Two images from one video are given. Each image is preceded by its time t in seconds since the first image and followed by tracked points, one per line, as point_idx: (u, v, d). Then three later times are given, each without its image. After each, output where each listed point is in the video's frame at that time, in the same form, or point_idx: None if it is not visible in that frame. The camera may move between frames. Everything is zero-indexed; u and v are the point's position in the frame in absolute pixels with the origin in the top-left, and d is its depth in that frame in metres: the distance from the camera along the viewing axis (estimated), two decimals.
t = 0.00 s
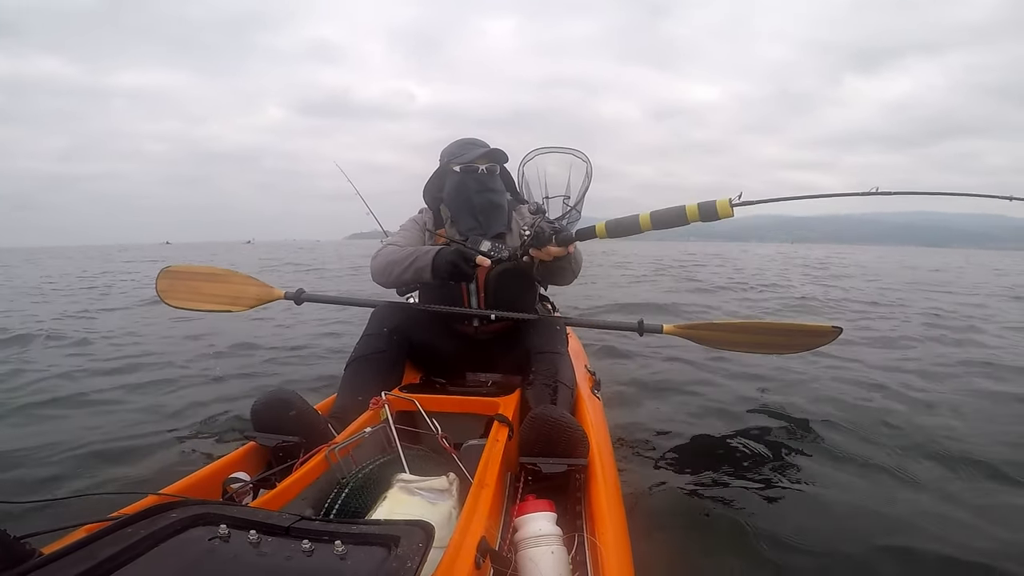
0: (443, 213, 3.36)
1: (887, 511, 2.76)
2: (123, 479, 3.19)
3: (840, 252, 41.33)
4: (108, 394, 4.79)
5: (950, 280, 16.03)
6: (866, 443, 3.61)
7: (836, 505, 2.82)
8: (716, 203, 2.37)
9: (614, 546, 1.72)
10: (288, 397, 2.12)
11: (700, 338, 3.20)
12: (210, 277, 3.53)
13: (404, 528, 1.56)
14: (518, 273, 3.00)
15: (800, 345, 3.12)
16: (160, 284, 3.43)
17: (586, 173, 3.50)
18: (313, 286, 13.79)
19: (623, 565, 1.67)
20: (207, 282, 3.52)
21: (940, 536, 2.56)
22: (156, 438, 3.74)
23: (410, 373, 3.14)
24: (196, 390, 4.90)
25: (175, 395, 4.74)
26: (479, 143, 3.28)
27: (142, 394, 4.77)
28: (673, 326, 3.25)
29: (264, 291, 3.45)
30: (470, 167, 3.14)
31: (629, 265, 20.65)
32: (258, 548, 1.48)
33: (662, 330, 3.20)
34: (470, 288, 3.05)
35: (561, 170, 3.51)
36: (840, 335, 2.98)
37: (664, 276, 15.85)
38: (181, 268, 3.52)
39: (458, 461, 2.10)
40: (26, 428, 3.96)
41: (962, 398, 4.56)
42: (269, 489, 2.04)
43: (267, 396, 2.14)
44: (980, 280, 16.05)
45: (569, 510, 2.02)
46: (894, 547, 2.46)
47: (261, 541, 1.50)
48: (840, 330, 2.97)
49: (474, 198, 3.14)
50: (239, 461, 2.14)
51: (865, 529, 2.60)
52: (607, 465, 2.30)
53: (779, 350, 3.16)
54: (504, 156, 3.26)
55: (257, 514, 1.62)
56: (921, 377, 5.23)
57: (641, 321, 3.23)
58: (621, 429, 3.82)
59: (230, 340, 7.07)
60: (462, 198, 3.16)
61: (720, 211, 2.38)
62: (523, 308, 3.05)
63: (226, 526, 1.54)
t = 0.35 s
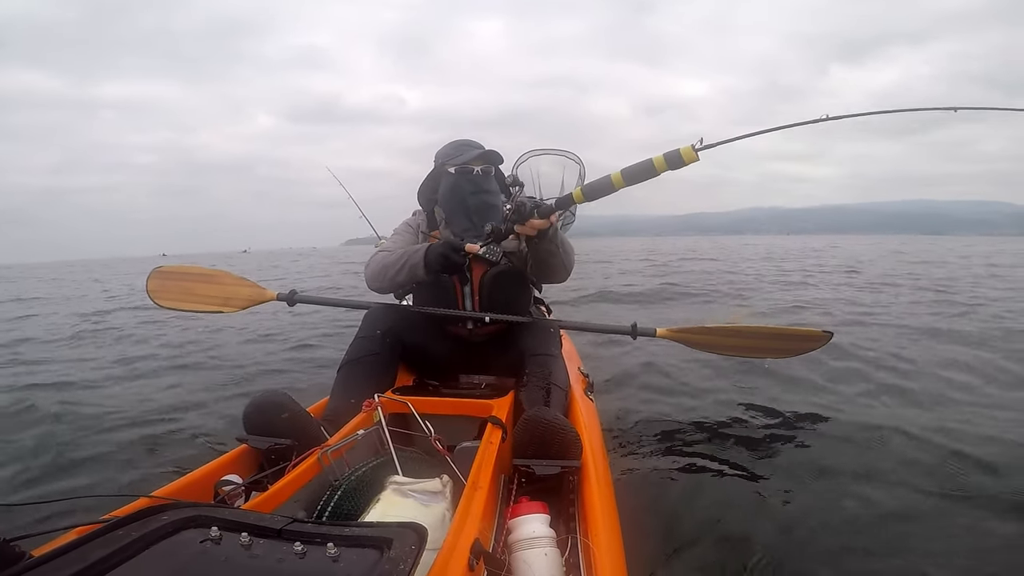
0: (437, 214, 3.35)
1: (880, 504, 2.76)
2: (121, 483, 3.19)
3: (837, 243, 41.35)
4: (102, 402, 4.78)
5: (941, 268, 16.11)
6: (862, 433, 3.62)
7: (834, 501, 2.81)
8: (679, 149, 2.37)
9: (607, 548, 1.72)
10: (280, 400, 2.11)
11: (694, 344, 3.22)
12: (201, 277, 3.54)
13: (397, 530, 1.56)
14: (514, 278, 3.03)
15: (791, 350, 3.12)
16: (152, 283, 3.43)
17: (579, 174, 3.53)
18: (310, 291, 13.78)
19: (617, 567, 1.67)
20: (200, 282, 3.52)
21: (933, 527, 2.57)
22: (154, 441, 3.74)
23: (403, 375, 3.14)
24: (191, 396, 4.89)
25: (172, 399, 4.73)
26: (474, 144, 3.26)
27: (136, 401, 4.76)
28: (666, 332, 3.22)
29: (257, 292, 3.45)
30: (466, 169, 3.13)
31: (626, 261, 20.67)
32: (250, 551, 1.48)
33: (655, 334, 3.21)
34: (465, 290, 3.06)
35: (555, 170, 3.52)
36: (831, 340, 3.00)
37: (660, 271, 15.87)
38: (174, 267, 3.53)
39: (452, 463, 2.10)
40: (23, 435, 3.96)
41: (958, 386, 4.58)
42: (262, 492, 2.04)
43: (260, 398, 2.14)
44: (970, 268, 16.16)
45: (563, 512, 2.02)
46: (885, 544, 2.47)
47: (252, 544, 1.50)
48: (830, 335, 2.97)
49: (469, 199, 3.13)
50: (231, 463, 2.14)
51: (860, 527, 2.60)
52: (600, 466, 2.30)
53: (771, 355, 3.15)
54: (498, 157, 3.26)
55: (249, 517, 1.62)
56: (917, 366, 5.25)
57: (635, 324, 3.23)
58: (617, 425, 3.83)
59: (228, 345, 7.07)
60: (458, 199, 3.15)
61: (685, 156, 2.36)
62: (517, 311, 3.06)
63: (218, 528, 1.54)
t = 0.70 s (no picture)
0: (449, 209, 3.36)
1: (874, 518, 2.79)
2: (113, 477, 3.16)
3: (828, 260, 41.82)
4: (90, 388, 4.72)
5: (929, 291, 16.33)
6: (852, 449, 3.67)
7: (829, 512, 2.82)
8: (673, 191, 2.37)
9: (607, 547, 1.73)
10: (280, 398, 2.10)
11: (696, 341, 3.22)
12: (199, 279, 3.52)
13: (397, 528, 1.55)
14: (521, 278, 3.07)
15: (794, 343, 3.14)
16: (150, 286, 3.43)
17: (579, 173, 3.50)
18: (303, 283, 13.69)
19: (617, 566, 1.68)
20: (198, 283, 3.50)
21: (924, 542, 2.59)
22: (147, 438, 3.71)
23: (403, 374, 3.14)
24: (181, 385, 4.84)
25: (163, 391, 4.69)
26: (493, 143, 3.29)
27: (124, 389, 4.70)
28: (666, 326, 3.24)
29: (256, 293, 3.43)
30: (477, 166, 3.14)
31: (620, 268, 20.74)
32: (250, 549, 1.46)
33: (656, 327, 3.23)
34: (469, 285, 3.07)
35: (555, 171, 3.50)
36: (829, 331, 3.01)
37: (655, 281, 15.93)
38: (174, 270, 3.53)
39: (452, 462, 2.10)
40: (10, 423, 3.90)
41: (947, 408, 4.64)
42: (262, 490, 2.03)
43: (260, 395, 2.13)
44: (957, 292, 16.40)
45: (563, 510, 2.03)
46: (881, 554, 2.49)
47: (252, 542, 1.49)
48: (827, 324, 3.01)
49: (475, 196, 3.12)
50: (230, 461, 2.13)
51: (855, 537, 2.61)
52: (599, 465, 2.31)
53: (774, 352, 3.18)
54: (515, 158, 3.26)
55: (249, 515, 1.61)
56: (907, 387, 5.31)
57: (636, 320, 3.24)
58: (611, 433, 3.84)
59: (220, 335, 7.00)
60: (465, 194, 3.15)
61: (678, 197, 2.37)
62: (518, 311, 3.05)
63: (218, 526, 1.53)
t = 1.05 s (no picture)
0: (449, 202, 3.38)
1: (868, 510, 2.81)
2: (109, 473, 3.14)
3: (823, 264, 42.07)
4: (85, 387, 4.69)
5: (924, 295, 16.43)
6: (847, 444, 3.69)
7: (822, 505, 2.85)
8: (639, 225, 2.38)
9: (605, 540, 1.73)
10: (278, 391, 2.10)
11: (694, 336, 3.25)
12: (199, 272, 3.53)
13: (395, 522, 1.54)
14: (520, 273, 3.08)
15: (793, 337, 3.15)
16: (148, 278, 3.44)
17: (576, 165, 3.78)
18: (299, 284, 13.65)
19: (615, 560, 1.68)
20: (196, 276, 3.50)
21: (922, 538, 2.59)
22: (143, 435, 3.68)
23: (401, 367, 3.14)
24: (177, 384, 4.82)
25: (159, 390, 4.66)
26: (495, 136, 3.29)
27: (120, 387, 4.67)
28: (665, 320, 3.23)
29: (254, 285, 3.42)
30: (477, 159, 3.15)
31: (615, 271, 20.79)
32: (247, 543, 1.45)
33: (654, 321, 3.24)
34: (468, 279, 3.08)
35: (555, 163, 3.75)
36: (823, 322, 3.01)
37: (649, 283, 15.98)
38: (173, 263, 3.54)
39: (450, 455, 2.10)
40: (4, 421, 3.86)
41: (940, 405, 4.67)
42: (259, 484, 2.02)
43: (258, 389, 2.12)
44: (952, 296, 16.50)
45: (561, 504, 2.03)
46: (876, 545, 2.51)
47: (250, 536, 1.48)
48: (822, 316, 3.01)
49: (473, 188, 3.14)
50: (228, 455, 2.12)
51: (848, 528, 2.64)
52: (597, 459, 2.31)
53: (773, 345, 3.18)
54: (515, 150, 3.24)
55: (247, 509, 1.60)
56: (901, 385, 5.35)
57: (634, 313, 3.25)
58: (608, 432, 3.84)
59: (216, 335, 6.96)
60: (465, 187, 3.17)
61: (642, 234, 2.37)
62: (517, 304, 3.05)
63: (216, 520, 1.52)
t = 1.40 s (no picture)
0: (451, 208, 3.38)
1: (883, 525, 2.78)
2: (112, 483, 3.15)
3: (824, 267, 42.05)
4: (87, 397, 4.70)
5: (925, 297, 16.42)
6: (849, 451, 3.70)
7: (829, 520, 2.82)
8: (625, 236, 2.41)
9: (607, 547, 1.73)
10: (280, 399, 2.10)
11: (698, 344, 3.25)
12: (201, 280, 3.54)
13: (397, 529, 1.55)
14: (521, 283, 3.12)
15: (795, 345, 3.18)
16: (150, 286, 3.47)
17: (578, 170, 3.81)
18: (299, 291, 13.68)
19: (617, 567, 1.68)
20: (198, 284, 3.51)
21: (925, 549, 2.59)
22: (146, 445, 3.69)
23: (403, 375, 3.14)
24: (179, 393, 4.83)
25: (162, 399, 4.68)
26: (498, 142, 3.30)
27: (122, 396, 4.68)
28: (667, 327, 3.23)
29: (254, 293, 3.41)
30: (484, 164, 3.13)
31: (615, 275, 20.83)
32: (250, 550, 1.46)
33: (656, 329, 3.24)
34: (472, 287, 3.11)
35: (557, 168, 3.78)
36: (825, 329, 3.05)
37: (649, 287, 16.02)
38: (176, 270, 3.56)
39: (452, 462, 2.10)
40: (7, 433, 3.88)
41: (941, 411, 4.68)
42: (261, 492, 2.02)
43: (260, 396, 2.12)
44: (953, 298, 16.51)
45: (563, 510, 2.03)
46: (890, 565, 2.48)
47: (252, 542, 1.49)
48: (824, 322, 3.06)
49: (479, 194, 3.13)
50: (230, 462, 2.13)
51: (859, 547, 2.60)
52: (599, 465, 2.31)
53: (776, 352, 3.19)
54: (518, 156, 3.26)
55: (250, 516, 1.61)
56: (902, 392, 5.36)
57: (635, 320, 3.26)
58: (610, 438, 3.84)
59: (217, 343, 6.97)
60: (471, 192, 3.16)
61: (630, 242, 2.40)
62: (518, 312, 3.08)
63: (218, 527, 1.53)
